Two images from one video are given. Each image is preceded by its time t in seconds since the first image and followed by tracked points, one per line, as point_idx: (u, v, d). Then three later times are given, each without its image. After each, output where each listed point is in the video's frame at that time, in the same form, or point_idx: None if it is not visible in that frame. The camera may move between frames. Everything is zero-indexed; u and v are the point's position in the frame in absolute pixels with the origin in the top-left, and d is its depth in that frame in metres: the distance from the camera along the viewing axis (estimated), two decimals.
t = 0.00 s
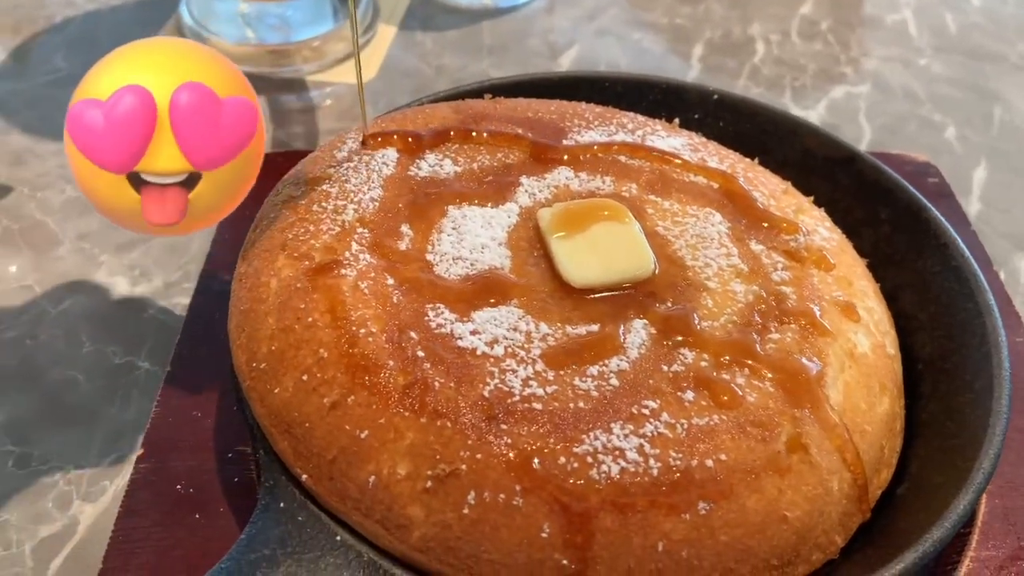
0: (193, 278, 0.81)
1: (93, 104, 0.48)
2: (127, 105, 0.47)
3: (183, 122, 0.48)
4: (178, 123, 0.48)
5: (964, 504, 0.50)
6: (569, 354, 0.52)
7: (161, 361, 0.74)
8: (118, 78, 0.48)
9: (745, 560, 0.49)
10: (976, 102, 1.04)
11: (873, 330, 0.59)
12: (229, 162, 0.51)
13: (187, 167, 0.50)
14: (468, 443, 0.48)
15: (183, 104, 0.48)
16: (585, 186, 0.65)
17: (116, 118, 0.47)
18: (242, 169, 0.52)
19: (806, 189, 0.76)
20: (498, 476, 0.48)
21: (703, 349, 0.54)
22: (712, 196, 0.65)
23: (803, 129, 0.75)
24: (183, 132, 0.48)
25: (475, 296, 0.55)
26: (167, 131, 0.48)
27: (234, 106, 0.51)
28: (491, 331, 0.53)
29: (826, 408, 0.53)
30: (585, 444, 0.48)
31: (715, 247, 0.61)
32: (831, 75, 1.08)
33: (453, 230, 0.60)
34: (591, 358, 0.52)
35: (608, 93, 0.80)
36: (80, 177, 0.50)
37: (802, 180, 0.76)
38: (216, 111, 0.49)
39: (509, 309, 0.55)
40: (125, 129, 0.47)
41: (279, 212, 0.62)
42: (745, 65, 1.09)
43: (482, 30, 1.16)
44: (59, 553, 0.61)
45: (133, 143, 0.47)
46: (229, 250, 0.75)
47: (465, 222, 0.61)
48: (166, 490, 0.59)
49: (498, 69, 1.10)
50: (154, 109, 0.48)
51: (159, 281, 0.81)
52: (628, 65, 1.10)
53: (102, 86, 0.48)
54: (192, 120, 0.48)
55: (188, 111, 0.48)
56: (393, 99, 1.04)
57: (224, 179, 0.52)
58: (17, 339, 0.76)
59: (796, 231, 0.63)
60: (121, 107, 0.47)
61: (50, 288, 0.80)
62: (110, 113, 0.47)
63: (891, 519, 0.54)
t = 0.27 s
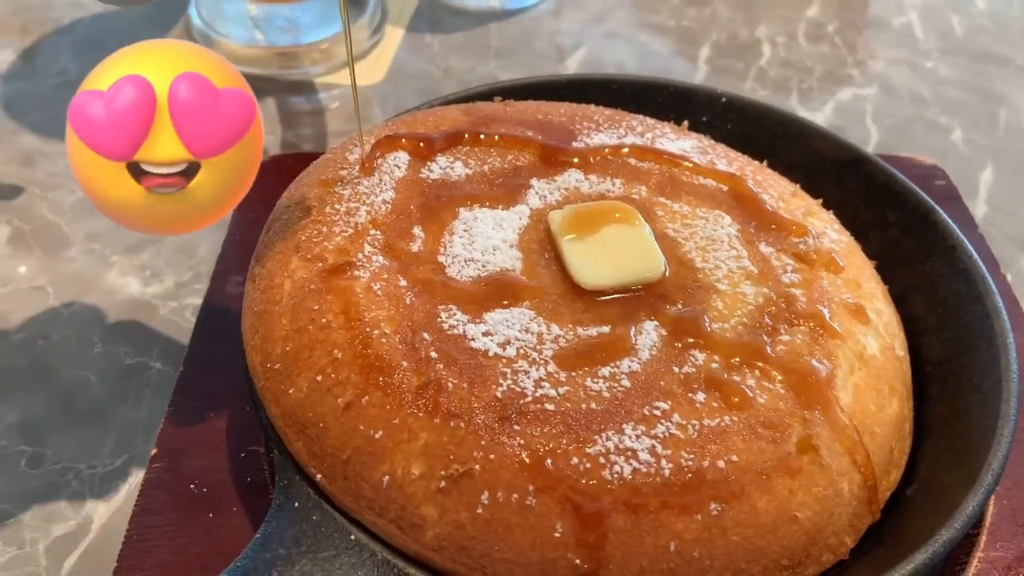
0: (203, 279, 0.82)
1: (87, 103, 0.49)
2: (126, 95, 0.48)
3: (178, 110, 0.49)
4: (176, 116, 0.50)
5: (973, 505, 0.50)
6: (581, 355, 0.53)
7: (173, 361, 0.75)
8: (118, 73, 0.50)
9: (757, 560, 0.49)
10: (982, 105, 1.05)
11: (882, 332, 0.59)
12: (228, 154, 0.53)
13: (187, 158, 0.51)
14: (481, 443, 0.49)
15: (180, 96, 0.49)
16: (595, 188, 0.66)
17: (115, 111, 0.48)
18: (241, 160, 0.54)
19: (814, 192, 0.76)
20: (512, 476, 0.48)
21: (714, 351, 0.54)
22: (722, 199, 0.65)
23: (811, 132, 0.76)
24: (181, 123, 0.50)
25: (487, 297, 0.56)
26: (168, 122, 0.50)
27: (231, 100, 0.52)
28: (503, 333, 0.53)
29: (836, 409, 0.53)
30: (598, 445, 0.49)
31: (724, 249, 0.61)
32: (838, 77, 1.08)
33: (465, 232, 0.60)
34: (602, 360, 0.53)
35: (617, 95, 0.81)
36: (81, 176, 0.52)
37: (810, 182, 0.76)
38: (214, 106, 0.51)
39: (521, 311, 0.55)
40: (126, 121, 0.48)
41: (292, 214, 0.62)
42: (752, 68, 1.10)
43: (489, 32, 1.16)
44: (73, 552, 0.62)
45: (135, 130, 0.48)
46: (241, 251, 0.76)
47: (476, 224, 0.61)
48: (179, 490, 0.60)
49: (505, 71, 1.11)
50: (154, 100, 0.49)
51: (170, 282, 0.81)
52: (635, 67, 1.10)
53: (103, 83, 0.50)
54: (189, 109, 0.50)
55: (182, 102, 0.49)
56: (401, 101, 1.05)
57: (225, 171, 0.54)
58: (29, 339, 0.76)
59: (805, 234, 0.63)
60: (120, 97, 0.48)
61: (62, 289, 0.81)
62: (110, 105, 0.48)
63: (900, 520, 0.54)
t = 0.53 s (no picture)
0: (215, 279, 0.83)
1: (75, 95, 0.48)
2: (122, 92, 0.47)
3: (184, 112, 0.48)
4: (181, 117, 0.48)
5: (978, 501, 0.51)
6: (591, 353, 0.53)
7: (185, 360, 0.75)
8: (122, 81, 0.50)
9: (765, 555, 0.50)
10: (986, 107, 1.05)
11: (888, 331, 0.60)
12: (239, 162, 0.50)
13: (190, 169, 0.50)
14: (494, 439, 0.50)
15: (188, 97, 0.48)
16: (604, 189, 0.66)
17: (105, 109, 0.47)
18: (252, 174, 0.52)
19: (820, 193, 0.77)
20: (523, 472, 0.49)
21: (722, 349, 0.55)
22: (729, 199, 0.66)
23: (817, 134, 0.77)
24: (185, 125, 0.48)
25: (498, 296, 0.56)
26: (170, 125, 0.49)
27: (256, 110, 0.50)
28: (514, 330, 0.54)
29: (843, 407, 0.54)
30: (608, 440, 0.50)
31: (732, 249, 0.62)
32: (843, 80, 1.09)
33: (475, 232, 0.61)
34: (612, 357, 0.54)
35: (624, 97, 0.81)
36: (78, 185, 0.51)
37: (816, 183, 0.77)
38: (233, 114, 0.49)
39: (531, 309, 0.56)
40: (122, 118, 0.46)
41: (305, 213, 0.63)
42: (757, 70, 1.10)
43: (496, 35, 1.17)
44: (88, 547, 0.63)
45: (126, 130, 0.47)
46: (253, 251, 0.77)
47: (486, 224, 0.62)
48: (193, 486, 0.60)
49: (512, 73, 1.11)
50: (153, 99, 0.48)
51: (181, 282, 0.82)
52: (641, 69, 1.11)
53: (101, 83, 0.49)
54: (199, 113, 0.48)
55: (191, 104, 0.48)
56: (409, 102, 1.05)
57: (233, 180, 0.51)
58: (43, 338, 0.77)
59: (812, 234, 0.64)
60: (116, 94, 0.46)
61: (75, 288, 0.82)
62: (103, 102, 0.46)
63: (906, 517, 0.55)
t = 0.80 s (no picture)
0: (222, 281, 0.84)
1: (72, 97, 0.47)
2: (121, 95, 0.46)
3: (187, 117, 0.47)
4: (183, 121, 0.47)
5: (974, 499, 0.52)
6: (593, 353, 0.54)
7: (193, 361, 0.76)
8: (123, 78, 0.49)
9: (764, 552, 0.51)
10: (985, 112, 1.06)
11: (885, 333, 0.61)
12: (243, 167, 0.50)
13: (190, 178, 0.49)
14: (497, 438, 0.51)
15: (193, 102, 0.47)
16: (606, 192, 0.67)
17: (101, 110, 0.45)
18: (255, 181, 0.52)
19: (819, 196, 0.78)
20: (526, 470, 0.50)
21: (722, 349, 0.56)
22: (729, 203, 0.67)
23: (817, 138, 0.78)
24: (186, 129, 0.47)
25: (502, 297, 0.57)
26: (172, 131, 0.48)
27: (262, 115, 0.50)
28: (517, 331, 0.55)
29: (841, 407, 0.55)
30: (610, 439, 0.50)
31: (732, 252, 0.63)
32: (842, 85, 1.10)
33: (479, 235, 0.62)
34: (614, 358, 0.55)
35: (626, 102, 0.82)
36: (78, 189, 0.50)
37: (815, 187, 0.78)
38: (238, 118, 0.49)
39: (534, 311, 0.57)
40: (123, 119, 0.46)
41: (311, 217, 0.64)
42: (757, 75, 1.12)
43: (499, 40, 1.18)
44: (98, 544, 0.64)
45: (125, 134, 0.46)
46: (259, 253, 0.78)
47: (490, 227, 0.63)
48: (201, 485, 0.61)
49: (515, 77, 1.13)
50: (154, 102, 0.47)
51: (188, 284, 0.83)
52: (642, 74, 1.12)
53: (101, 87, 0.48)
54: (203, 117, 0.47)
55: (195, 108, 0.47)
56: (413, 106, 1.07)
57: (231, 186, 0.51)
58: (53, 339, 0.78)
59: (811, 237, 0.65)
60: (114, 96, 0.45)
61: (84, 290, 0.83)
62: (100, 104, 0.45)
63: (903, 516, 0.56)
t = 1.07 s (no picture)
0: (227, 281, 0.85)
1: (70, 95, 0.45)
2: (122, 93, 0.44)
3: (188, 117, 0.46)
4: (185, 121, 0.46)
5: (967, 493, 0.53)
6: (593, 350, 0.56)
7: (199, 359, 0.78)
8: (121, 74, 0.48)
9: (761, 545, 0.52)
10: (982, 115, 1.08)
11: (881, 331, 0.62)
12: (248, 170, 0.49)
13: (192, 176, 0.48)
14: (500, 432, 0.52)
15: (193, 102, 0.46)
16: (606, 193, 0.69)
17: (100, 111, 0.44)
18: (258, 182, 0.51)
19: (816, 198, 0.79)
20: (528, 464, 0.51)
21: (720, 346, 0.57)
22: (727, 203, 0.68)
23: (814, 140, 0.79)
24: (187, 130, 0.46)
25: (504, 296, 0.58)
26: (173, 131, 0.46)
27: (265, 114, 0.49)
28: (519, 328, 0.56)
29: (837, 403, 0.56)
30: (610, 434, 0.51)
31: (730, 251, 0.64)
32: (841, 88, 1.11)
33: (482, 234, 0.63)
34: (614, 354, 0.56)
35: (627, 105, 0.84)
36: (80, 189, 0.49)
37: (813, 188, 0.79)
38: (241, 118, 0.47)
39: (535, 309, 0.58)
40: (122, 119, 0.44)
41: (317, 217, 0.66)
42: (757, 79, 1.13)
43: (501, 44, 1.20)
44: (106, 539, 0.65)
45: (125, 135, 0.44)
46: (265, 253, 0.79)
47: (492, 227, 0.64)
48: (208, 480, 0.62)
49: (517, 81, 1.14)
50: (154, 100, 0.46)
51: (195, 284, 0.85)
52: (642, 77, 1.13)
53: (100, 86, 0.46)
54: (204, 117, 0.46)
55: (197, 108, 0.46)
56: (416, 109, 1.08)
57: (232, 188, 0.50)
58: (61, 338, 0.79)
59: (808, 237, 0.66)
60: (114, 96, 0.44)
61: (91, 290, 0.84)
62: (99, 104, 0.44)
63: (899, 510, 0.57)
